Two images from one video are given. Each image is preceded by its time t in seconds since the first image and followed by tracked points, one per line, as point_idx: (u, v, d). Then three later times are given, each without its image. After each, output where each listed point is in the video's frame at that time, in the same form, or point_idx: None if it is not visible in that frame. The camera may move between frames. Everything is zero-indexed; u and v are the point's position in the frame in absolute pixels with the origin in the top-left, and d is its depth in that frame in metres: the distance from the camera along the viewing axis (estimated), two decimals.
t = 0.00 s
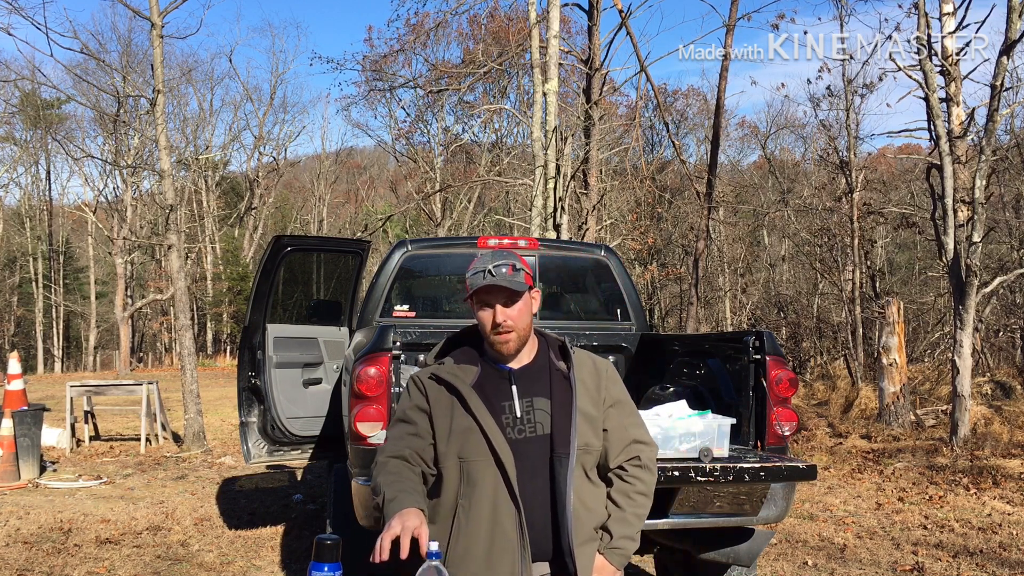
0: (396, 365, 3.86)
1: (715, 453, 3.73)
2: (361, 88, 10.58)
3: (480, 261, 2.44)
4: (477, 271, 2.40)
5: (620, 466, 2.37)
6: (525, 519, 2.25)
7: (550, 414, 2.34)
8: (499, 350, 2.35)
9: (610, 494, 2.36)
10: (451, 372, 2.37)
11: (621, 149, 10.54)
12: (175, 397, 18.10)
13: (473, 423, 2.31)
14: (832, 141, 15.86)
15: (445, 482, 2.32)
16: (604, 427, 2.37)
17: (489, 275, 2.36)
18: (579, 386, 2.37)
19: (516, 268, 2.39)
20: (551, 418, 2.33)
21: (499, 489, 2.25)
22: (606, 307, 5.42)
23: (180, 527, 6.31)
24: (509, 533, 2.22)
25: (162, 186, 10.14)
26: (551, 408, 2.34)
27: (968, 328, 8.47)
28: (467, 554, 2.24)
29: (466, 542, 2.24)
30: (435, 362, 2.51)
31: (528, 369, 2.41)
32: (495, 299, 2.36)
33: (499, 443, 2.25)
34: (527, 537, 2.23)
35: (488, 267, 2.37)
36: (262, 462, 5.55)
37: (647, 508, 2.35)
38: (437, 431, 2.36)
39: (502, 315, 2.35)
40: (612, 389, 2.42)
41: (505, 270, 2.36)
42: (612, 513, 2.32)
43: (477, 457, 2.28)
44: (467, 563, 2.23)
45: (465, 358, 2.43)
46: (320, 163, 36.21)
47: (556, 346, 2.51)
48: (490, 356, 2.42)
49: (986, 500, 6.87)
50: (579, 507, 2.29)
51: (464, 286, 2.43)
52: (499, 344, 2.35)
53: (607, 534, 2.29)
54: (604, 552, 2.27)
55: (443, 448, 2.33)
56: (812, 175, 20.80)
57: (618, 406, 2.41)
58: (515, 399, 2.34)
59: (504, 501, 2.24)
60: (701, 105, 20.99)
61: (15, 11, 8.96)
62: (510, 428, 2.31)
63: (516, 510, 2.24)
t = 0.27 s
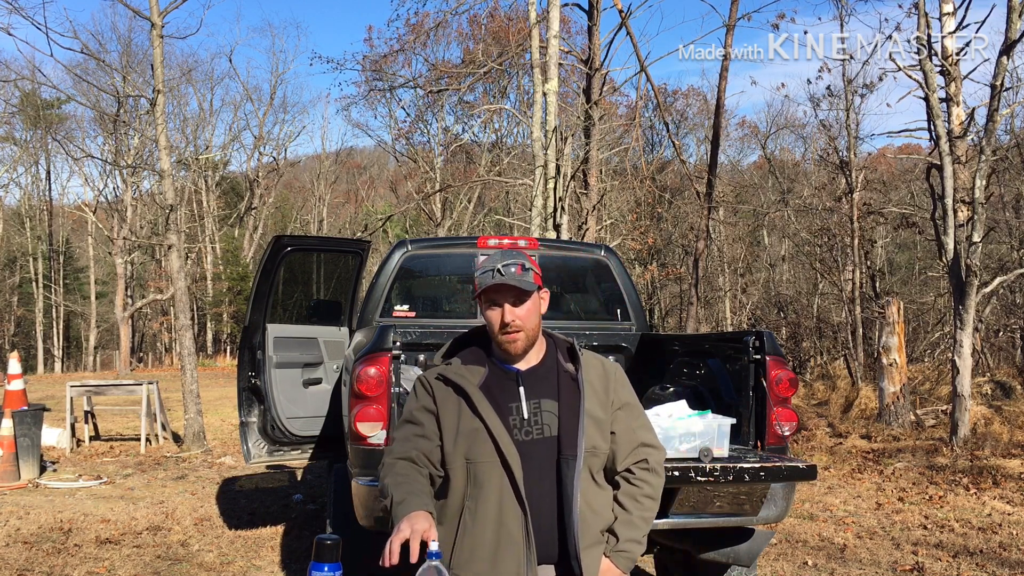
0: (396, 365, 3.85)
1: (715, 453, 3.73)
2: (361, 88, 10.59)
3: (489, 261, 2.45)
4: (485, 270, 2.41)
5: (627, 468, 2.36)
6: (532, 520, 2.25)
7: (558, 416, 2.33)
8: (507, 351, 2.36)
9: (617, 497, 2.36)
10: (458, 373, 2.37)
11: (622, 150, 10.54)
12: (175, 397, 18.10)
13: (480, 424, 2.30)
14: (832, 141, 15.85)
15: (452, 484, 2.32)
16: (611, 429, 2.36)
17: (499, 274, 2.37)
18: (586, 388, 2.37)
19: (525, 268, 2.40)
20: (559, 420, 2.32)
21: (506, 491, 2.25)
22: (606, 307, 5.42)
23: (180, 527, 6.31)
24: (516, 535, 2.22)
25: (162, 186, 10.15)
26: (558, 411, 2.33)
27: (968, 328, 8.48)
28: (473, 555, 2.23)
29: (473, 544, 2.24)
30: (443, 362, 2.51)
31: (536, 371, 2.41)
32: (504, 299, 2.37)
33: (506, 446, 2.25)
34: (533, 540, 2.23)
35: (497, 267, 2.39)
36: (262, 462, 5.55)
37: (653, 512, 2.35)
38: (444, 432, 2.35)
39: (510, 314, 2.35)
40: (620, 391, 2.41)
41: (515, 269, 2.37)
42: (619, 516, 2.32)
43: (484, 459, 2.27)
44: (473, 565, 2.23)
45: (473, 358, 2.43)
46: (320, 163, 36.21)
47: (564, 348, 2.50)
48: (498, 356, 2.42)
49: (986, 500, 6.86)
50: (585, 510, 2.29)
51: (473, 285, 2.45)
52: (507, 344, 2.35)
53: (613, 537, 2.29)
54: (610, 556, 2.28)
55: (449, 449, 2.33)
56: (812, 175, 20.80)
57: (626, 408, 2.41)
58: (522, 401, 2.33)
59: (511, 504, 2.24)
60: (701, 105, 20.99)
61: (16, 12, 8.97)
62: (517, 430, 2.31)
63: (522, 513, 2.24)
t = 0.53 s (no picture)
0: (396, 365, 3.84)
1: (715, 453, 3.73)
2: (361, 88, 10.59)
3: (507, 261, 2.45)
4: (501, 271, 2.42)
5: (643, 473, 2.35)
6: (546, 523, 2.25)
7: (574, 419, 2.33)
8: (522, 351, 2.36)
9: (632, 502, 2.34)
10: (473, 374, 2.36)
11: (622, 149, 10.54)
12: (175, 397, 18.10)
13: (496, 426, 2.30)
14: (832, 141, 15.85)
15: (467, 487, 2.32)
16: (627, 433, 2.35)
17: (515, 274, 2.37)
18: (603, 390, 2.36)
19: (541, 268, 2.40)
20: (574, 422, 2.32)
21: (521, 494, 2.25)
22: (606, 307, 5.42)
23: (180, 527, 6.31)
24: (530, 538, 2.22)
25: (162, 187, 10.15)
26: (574, 413, 2.33)
27: (968, 328, 8.47)
28: (487, 557, 2.23)
29: (488, 546, 2.24)
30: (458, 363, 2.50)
31: (552, 372, 2.41)
32: (519, 299, 2.37)
33: (521, 448, 2.25)
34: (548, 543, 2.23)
35: (514, 268, 2.38)
36: (262, 462, 5.54)
37: (669, 517, 2.33)
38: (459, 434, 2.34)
39: (526, 316, 2.36)
40: (636, 394, 2.40)
41: (531, 270, 2.37)
42: (634, 521, 2.31)
43: (499, 461, 2.27)
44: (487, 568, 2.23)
45: (488, 359, 2.43)
46: (320, 163, 36.21)
47: (580, 351, 2.50)
48: (514, 358, 2.42)
49: (986, 500, 6.86)
50: (601, 514, 2.29)
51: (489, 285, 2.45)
52: (522, 345, 2.35)
53: (628, 542, 2.27)
54: (625, 561, 2.25)
55: (465, 452, 2.32)
56: (812, 175, 20.80)
57: (641, 412, 2.40)
58: (538, 403, 2.34)
59: (526, 507, 2.24)
60: (701, 105, 20.99)
61: (16, 12, 8.96)
62: (533, 432, 2.31)
63: (537, 516, 2.24)
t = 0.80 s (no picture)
0: (396, 365, 3.84)
1: (716, 453, 3.73)
2: (361, 88, 10.59)
3: (537, 254, 2.43)
4: (534, 264, 2.39)
5: (670, 475, 2.37)
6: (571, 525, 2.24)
7: (603, 420, 2.34)
8: (554, 347, 2.35)
9: (659, 503, 2.37)
10: (499, 370, 2.34)
11: (621, 149, 10.53)
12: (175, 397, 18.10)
13: (521, 426, 2.29)
14: (832, 141, 15.84)
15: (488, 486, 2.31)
16: (655, 435, 2.37)
17: (550, 267, 2.35)
18: (633, 392, 2.37)
19: (576, 262, 2.40)
20: (603, 423, 2.33)
21: (545, 495, 2.24)
22: (606, 307, 5.42)
23: (180, 527, 6.31)
24: (553, 540, 2.22)
25: (162, 187, 10.15)
26: (603, 414, 2.34)
27: (968, 328, 8.47)
28: (508, 559, 2.22)
29: (509, 546, 2.23)
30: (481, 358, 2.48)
31: (581, 371, 2.41)
32: (554, 292, 2.36)
33: (547, 448, 2.24)
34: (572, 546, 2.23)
35: (549, 259, 2.37)
36: (262, 462, 5.55)
37: (695, 520, 2.37)
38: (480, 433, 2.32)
39: (561, 310, 2.35)
40: (666, 397, 2.42)
41: (566, 263, 2.37)
42: (662, 524, 2.33)
43: (523, 461, 2.26)
44: (507, 567, 2.21)
45: (515, 354, 2.42)
46: (320, 163, 36.20)
47: (609, 349, 2.51)
48: (544, 354, 2.41)
49: (986, 500, 6.86)
50: (630, 517, 2.29)
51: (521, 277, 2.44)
52: (554, 340, 2.35)
53: (657, 546, 2.29)
54: (654, 564, 2.27)
55: (487, 450, 2.30)
56: (812, 175, 20.80)
57: (670, 414, 2.42)
58: (565, 402, 2.33)
59: (550, 508, 2.23)
60: (701, 105, 20.99)
61: (16, 11, 8.96)
62: (559, 432, 2.31)
63: (561, 518, 2.23)
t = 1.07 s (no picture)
0: (396, 366, 3.82)
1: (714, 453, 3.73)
2: (361, 88, 10.59)
3: (552, 248, 2.43)
4: (549, 258, 2.40)
5: (695, 476, 2.34)
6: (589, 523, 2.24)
7: (623, 416, 2.32)
8: (571, 341, 2.35)
9: (683, 505, 2.34)
10: (519, 364, 2.35)
11: (621, 149, 10.53)
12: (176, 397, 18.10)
13: (540, 420, 2.29)
14: (832, 141, 15.84)
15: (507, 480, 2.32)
16: (679, 432, 2.34)
17: (563, 261, 2.35)
18: (655, 387, 2.34)
19: (590, 255, 2.38)
20: (624, 419, 2.31)
21: (564, 492, 2.24)
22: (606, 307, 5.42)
23: (180, 527, 6.31)
24: (572, 538, 2.21)
25: (162, 187, 10.15)
26: (624, 410, 2.32)
27: (968, 328, 8.47)
28: (527, 554, 2.23)
29: (528, 542, 2.24)
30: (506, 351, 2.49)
31: (603, 366, 2.39)
32: (569, 287, 2.36)
33: (566, 443, 2.24)
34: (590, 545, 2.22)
35: (562, 253, 2.36)
36: (261, 462, 5.55)
37: (720, 524, 2.33)
38: (500, 426, 2.34)
39: (575, 304, 2.34)
40: (692, 393, 2.38)
41: (580, 257, 2.36)
42: (685, 527, 2.30)
43: (542, 456, 2.27)
44: (526, 563, 2.23)
45: (537, 349, 2.42)
46: (320, 163, 36.20)
47: (634, 343, 2.48)
48: (563, 349, 2.41)
49: (986, 500, 6.86)
50: (650, 518, 2.27)
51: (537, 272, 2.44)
52: (571, 335, 2.34)
53: (678, 551, 2.28)
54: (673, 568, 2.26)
55: (506, 444, 2.32)
56: (812, 175, 20.80)
57: (696, 411, 2.38)
58: (585, 397, 2.33)
59: (568, 505, 2.23)
60: (701, 105, 20.99)
61: (16, 12, 8.96)
62: (579, 427, 2.30)
63: (579, 516, 2.23)
